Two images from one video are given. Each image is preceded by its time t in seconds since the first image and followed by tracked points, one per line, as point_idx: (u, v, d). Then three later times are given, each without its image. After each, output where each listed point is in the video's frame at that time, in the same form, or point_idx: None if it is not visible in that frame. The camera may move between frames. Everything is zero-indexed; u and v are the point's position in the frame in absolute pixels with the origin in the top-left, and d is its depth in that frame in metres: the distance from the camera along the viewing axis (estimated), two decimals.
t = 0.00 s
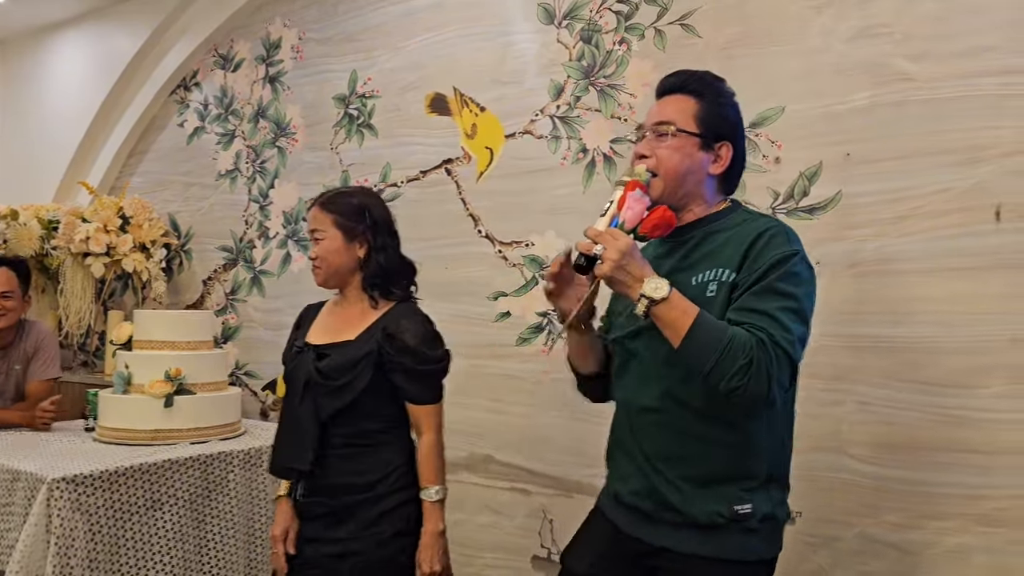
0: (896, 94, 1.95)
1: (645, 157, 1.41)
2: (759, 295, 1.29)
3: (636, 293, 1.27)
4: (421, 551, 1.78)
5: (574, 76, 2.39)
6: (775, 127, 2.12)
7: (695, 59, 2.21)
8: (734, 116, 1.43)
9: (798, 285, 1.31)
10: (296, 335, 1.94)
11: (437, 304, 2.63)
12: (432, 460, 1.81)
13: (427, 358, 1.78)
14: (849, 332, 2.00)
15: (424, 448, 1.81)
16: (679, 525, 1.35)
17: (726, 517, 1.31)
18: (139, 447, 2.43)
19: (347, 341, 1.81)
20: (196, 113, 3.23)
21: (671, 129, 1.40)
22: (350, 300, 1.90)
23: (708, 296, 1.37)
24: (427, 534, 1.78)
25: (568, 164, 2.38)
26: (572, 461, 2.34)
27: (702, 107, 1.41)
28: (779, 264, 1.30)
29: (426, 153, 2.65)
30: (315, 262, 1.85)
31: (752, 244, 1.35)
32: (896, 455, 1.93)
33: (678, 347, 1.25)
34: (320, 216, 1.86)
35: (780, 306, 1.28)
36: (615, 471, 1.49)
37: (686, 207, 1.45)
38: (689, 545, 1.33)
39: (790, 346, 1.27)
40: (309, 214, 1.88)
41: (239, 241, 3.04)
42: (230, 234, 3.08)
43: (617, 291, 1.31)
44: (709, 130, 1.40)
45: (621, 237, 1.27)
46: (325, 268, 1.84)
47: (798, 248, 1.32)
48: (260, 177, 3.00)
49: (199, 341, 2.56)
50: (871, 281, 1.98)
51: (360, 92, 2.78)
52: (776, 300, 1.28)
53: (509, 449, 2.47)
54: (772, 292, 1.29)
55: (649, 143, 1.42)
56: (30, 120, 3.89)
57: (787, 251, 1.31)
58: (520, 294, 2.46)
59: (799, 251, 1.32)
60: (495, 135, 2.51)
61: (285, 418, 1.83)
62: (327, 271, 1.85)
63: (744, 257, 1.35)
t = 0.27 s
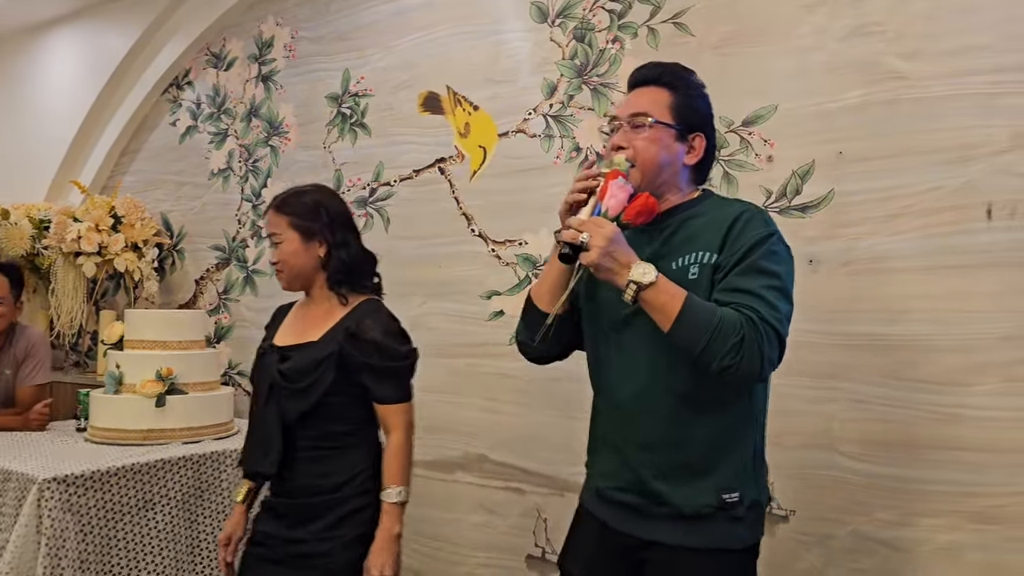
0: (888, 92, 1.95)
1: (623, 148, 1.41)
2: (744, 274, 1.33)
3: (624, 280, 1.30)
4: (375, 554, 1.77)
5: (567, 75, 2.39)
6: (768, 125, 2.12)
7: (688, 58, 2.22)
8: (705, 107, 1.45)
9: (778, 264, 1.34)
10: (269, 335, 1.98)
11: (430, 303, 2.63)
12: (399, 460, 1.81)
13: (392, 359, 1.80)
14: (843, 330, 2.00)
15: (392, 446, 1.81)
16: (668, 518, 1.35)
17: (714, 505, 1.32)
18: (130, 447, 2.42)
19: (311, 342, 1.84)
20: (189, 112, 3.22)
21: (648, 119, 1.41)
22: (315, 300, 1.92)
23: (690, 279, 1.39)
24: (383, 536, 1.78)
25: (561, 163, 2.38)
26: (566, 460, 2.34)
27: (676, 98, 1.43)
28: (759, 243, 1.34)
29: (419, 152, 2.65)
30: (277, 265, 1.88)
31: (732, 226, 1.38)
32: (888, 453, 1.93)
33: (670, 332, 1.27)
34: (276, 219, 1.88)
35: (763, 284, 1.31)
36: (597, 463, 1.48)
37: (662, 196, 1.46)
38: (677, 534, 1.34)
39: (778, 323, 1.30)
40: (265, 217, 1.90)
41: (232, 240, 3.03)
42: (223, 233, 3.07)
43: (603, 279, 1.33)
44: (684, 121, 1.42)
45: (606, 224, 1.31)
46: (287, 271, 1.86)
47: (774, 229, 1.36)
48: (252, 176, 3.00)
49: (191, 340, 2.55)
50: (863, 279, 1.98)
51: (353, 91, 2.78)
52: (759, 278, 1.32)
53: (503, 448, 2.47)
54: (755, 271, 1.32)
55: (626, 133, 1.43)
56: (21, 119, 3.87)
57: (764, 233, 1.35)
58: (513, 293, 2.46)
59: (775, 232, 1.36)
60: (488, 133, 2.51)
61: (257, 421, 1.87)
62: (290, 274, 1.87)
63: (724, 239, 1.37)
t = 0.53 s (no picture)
0: (880, 92, 1.95)
1: (587, 160, 1.41)
2: (714, 286, 1.33)
3: (598, 298, 1.29)
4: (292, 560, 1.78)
5: (559, 75, 2.38)
6: (760, 126, 2.11)
7: (679, 58, 2.22)
8: (664, 116, 1.45)
9: (745, 274, 1.36)
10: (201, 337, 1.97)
11: (421, 304, 2.62)
12: (320, 467, 1.81)
13: (313, 367, 1.79)
14: (835, 331, 2.00)
15: (314, 451, 1.82)
16: (637, 517, 1.35)
17: (682, 501, 1.33)
18: (120, 450, 2.41)
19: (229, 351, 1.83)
20: (180, 112, 3.21)
21: (609, 131, 1.41)
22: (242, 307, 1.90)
23: (658, 289, 1.39)
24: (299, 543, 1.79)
25: (553, 163, 2.37)
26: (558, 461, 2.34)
27: (637, 107, 1.43)
28: (726, 255, 1.35)
29: (411, 153, 2.64)
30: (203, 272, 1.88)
31: (699, 237, 1.39)
32: (880, 453, 1.93)
33: (645, 347, 1.27)
34: (202, 227, 1.87)
35: (732, 295, 1.32)
36: (561, 470, 1.48)
37: (626, 207, 1.47)
38: (642, 533, 1.34)
39: (748, 335, 1.31)
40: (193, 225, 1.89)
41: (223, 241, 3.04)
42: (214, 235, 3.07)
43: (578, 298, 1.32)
44: (644, 131, 1.42)
45: (577, 243, 1.30)
46: (210, 279, 1.86)
47: (740, 240, 1.38)
48: (243, 177, 3.00)
49: (181, 342, 2.54)
50: (855, 280, 1.98)
51: (345, 92, 2.77)
52: (728, 289, 1.33)
53: (495, 449, 2.47)
54: (724, 281, 1.33)
55: (589, 145, 1.43)
56: (11, 120, 3.85)
57: (731, 244, 1.36)
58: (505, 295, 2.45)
59: (741, 243, 1.38)
60: (480, 134, 2.51)
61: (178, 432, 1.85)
62: (211, 282, 1.86)
63: (691, 250, 1.38)
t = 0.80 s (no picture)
0: (873, 93, 1.96)
1: (553, 153, 1.40)
2: (686, 282, 1.33)
3: (575, 302, 1.27)
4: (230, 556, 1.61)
5: (554, 77, 2.38)
6: (754, 126, 2.12)
7: (673, 59, 2.22)
8: (632, 109, 1.45)
9: (714, 269, 1.37)
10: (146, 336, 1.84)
11: (416, 305, 2.62)
12: (271, 461, 1.66)
13: (264, 359, 1.66)
14: (829, 331, 2.00)
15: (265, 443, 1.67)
16: (600, 505, 1.35)
17: (641, 487, 1.33)
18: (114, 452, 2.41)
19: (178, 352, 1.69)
20: (174, 114, 3.21)
21: (576, 124, 1.40)
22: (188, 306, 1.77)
23: (626, 280, 1.39)
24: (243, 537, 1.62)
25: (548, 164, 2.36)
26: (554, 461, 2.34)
27: (604, 101, 1.43)
28: (697, 250, 1.35)
29: (405, 154, 2.64)
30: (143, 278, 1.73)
31: (669, 231, 1.39)
32: (874, 453, 1.94)
33: (623, 347, 1.26)
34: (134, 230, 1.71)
35: (704, 291, 1.33)
36: (525, 459, 1.48)
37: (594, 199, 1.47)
38: (605, 519, 1.34)
39: (720, 331, 1.32)
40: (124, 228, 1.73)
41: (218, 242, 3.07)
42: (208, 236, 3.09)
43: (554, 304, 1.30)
44: (611, 124, 1.42)
45: (548, 249, 1.28)
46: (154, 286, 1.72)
47: (709, 236, 1.38)
48: (238, 179, 3.01)
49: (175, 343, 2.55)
50: (849, 280, 1.98)
51: (340, 93, 2.77)
52: (700, 284, 1.33)
53: (490, 450, 2.47)
54: (697, 277, 1.33)
55: (556, 138, 1.42)
56: (5, 122, 3.84)
57: (701, 239, 1.37)
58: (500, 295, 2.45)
59: (711, 239, 1.38)
60: (475, 135, 2.51)
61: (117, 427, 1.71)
62: (156, 287, 1.72)
63: (662, 244, 1.38)
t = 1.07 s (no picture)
0: (866, 95, 1.97)
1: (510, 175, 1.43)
2: (667, 313, 1.34)
3: (568, 353, 1.24)
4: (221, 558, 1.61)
5: (548, 79, 2.39)
6: (748, 128, 2.12)
7: (667, 61, 2.23)
8: (594, 126, 1.43)
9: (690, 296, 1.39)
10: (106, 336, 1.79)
11: (411, 307, 2.62)
12: (248, 461, 1.67)
13: (236, 359, 1.63)
14: (823, 333, 2.01)
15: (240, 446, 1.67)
16: (564, 509, 1.36)
17: (604, 492, 1.34)
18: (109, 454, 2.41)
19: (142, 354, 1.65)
20: (168, 115, 3.21)
21: (530, 146, 1.42)
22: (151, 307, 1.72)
23: (596, 300, 1.38)
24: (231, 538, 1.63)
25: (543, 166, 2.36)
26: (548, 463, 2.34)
27: (563, 119, 1.42)
28: (676, 279, 1.37)
29: (400, 156, 2.64)
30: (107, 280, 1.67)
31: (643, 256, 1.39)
32: (868, 454, 1.94)
33: (616, 386, 1.25)
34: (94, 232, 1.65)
35: (685, 321, 1.35)
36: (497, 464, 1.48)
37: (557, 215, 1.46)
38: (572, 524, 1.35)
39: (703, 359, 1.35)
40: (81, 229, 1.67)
41: (212, 244, 3.07)
42: (203, 238, 3.09)
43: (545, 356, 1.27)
44: (567, 142, 1.41)
45: (538, 305, 1.23)
46: (118, 288, 1.67)
47: (682, 261, 1.40)
48: (233, 180, 3.01)
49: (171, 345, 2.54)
50: (843, 281, 1.99)
51: (334, 95, 2.77)
52: (681, 315, 1.35)
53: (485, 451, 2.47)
54: (678, 307, 1.35)
55: (516, 161, 1.44)
56: None
57: (676, 268, 1.38)
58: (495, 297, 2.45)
59: (685, 266, 1.40)
60: (469, 137, 2.51)
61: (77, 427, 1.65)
62: (120, 289, 1.67)
63: (635, 268, 1.38)
